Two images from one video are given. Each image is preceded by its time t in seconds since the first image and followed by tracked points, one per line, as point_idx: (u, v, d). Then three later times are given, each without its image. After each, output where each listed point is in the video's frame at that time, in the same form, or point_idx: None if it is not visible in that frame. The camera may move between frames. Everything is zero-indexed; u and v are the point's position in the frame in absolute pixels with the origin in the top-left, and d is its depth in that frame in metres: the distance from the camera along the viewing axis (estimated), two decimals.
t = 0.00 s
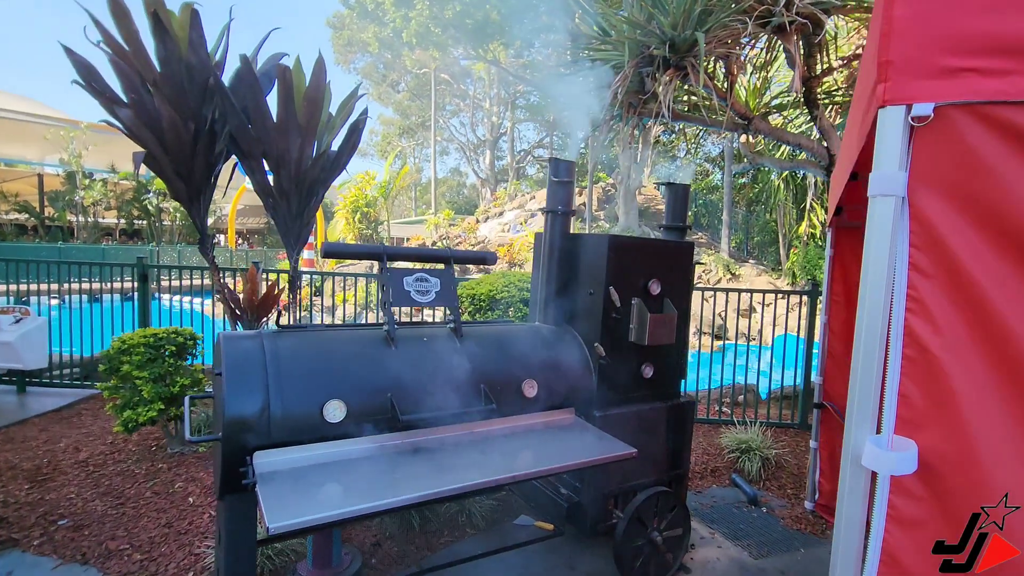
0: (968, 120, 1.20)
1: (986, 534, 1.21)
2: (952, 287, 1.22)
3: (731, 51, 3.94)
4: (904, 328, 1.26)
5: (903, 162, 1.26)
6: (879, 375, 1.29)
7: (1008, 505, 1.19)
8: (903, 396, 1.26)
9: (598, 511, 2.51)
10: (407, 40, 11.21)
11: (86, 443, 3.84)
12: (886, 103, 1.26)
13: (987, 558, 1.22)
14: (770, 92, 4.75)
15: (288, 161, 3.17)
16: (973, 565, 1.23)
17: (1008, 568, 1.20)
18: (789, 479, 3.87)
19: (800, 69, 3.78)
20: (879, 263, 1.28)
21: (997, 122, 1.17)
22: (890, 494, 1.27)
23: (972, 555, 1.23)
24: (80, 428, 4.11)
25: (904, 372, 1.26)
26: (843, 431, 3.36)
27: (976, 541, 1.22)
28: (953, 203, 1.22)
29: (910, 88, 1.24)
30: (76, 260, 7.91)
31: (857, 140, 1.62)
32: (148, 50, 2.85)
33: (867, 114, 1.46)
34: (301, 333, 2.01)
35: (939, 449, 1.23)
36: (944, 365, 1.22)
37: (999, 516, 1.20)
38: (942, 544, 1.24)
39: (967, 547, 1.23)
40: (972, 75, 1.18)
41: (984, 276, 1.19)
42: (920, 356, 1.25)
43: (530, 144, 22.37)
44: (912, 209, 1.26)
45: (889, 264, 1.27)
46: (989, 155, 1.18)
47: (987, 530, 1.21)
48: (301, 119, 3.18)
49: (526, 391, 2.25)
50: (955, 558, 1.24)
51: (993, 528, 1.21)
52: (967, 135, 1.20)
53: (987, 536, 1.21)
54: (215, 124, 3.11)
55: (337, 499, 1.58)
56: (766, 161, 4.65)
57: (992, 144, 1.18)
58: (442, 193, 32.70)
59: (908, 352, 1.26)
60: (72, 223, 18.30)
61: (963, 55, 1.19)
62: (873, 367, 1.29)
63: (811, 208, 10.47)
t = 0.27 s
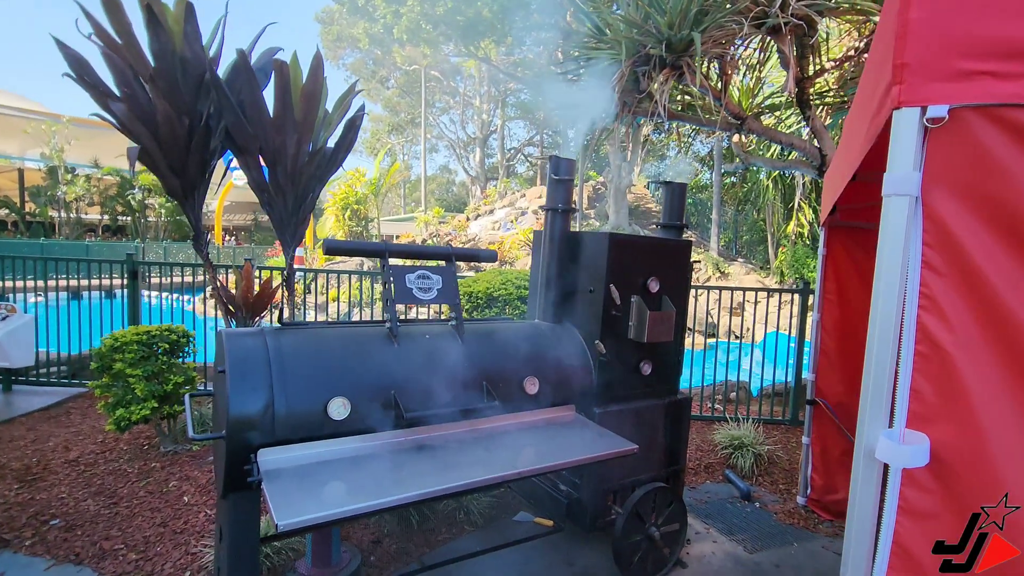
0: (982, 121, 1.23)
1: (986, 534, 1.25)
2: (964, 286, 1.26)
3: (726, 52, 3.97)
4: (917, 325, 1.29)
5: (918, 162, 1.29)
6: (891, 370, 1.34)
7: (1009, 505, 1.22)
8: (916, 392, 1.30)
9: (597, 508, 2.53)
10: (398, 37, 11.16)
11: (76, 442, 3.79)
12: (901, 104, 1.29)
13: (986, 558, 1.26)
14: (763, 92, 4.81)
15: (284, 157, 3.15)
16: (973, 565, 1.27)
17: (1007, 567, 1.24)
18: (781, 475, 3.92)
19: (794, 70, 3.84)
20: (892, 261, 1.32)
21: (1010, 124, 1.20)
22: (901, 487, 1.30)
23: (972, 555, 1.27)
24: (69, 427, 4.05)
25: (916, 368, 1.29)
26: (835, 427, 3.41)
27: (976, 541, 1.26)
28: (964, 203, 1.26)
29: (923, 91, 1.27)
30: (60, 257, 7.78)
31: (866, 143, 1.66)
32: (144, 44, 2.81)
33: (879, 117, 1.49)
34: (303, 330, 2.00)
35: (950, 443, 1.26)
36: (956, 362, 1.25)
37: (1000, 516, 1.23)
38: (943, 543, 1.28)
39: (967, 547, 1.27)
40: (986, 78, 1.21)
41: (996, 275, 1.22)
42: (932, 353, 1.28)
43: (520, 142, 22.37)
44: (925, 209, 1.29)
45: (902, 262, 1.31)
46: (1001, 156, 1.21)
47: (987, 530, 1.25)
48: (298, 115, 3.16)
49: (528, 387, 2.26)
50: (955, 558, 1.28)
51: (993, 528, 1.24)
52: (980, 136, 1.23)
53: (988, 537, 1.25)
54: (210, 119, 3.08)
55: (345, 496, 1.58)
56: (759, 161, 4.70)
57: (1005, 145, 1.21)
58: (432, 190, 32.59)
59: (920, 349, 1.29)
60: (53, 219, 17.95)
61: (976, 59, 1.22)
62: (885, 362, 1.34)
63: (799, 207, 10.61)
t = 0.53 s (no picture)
0: (981, 124, 1.25)
1: (986, 534, 1.28)
2: (963, 286, 1.28)
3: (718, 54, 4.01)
4: (916, 324, 1.32)
5: (917, 164, 1.31)
6: (890, 368, 1.36)
7: (1009, 505, 1.24)
8: (915, 390, 1.32)
9: (592, 507, 2.54)
10: (390, 35, 11.12)
11: (64, 443, 3.74)
12: (901, 108, 1.31)
13: (987, 559, 1.28)
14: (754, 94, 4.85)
15: (278, 155, 3.13)
16: (973, 565, 1.30)
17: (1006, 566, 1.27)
18: (772, 473, 3.96)
19: (785, 72, 3.88)
20: (892, 261, 1.35)
21: (1008, 128, 1.23)
22: (900, 483, 1.33)
23: (972, 555, 1.29)
24: (57, 427, 4.00)
25: (915, 367, 1.32)
26: (825, 426, 3.45)
27: (976, 541, 1.29)
28: (963, 205, 1.28)
29: (922, 94, 1.29)
30: (46, 255, 7.67)
31: (862, 146, 1.68)
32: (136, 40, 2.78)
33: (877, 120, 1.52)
34: (299, 330, 1.99)
35: (948, 441, 1.29)
36: (955, 361, 1.27)
37: (1000, 516, 1.26)
38: (943, 543, 1.30)
39: (967, 547, 1.30)
40: (985, 82, 1.23)
41: (995, 276, 1.25)
42: (931, 352, 1.30)
43: (511, 142, 22.38)
44: (925, 210, 1.31)
45: (902, 262, 1.33)
46: (999, 159, 1.23)
47: (987, 530, 1.27)
48: (292, 113, 3.14)
49: (524, 386, 2.27)
50: (955, 558, 1.31)
51: (993, 528, 1.27)
52: (978, 139, 1.25)
53: (988, 536, 1.27)
54: (203, 116, 3.04)
55: (345, 495, 1.58)
56: (750, 162, 4.74)
57: (1003, 148, 1.23)
58: (423, 190, 32.51)
59: (919, 348, 1.31)
60: (38, 217, 17.69)
61: (974, 64, 1.24)
62: (885, 360, 1.36)
63: (788, 209, 10.71)
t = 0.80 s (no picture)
0: (978, 128, 1.27)
1: (986, 534, 1.29)
2: (960, 287, 1.29)
3: (714, 55, 4.02)
4: (913, 325, 1.33)
5: (915, 167, 1.33)
6: (887, 369, 1.38)
7: (1008, 505, 1.26)
8: (911, 390, 1.33)
9: (587, 506, 2.54)
10: (385, 33, 11.07)
11: (54, 442, 3.70)
12: (899, 111, 1.33)
13: (987, 558, 1.30)
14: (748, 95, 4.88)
15: (273, 153, 3.11)
16: (973, 565, 1.31)
17: (1005, 565, 1.28)
18: (764, 472, 3.99)
19: (780, 74, 3.91)
20: (889, 263, 1.36)
21: (1004, 131, 1.24)
22: (897, 482, 1.34)
23: (972, 555, 1.31)
24: (47, 427, 3.96)
25: (912, 367, 1.33)
26: (817, 425, 3.48)
27: (976, 542, 1.30)
28: (959, 207, 1.30)
29: (920, 98, 1.31)
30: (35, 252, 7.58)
31: (860, 148, 1.70)
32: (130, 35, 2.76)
33: (874, 123, 1.53)
34: (295, 328, 1.98)
35: (944, 440, 1.30)
36: (951, 361, 1.29)
37: (1000, 516, 1.27)
38: (943, 543, 1.32)
39: (968, 547, 1.31)
40: (982, 86, 1.25)
41: (991, 277, 1.26)
42: (927, 352, 1.31)
43: (505, 141, 22.36)
44: (922, 212, 1.33)
45: (899, 264, 1.35)
46: (995, 162, 1.25)
47: (987, 530, 1.28)
48: (288, 110, 3.12)
49: (520, 386, 2.27)
50: (956, 558, 1.32)
51: (993, 528, 1.28)
52: (975, 143, 1.27)
53: (989, 536, 1.29)
54: (197, 112, 3.03)
55: (342, 494, 1.58)
56: (744, 163, 4.77)
57: (999, 151, 1.25)
58: (417, 189, 32.43)
59: (916, 349, 1.33)
60: (27, 213, 17.48)
61: (971, 68, 1.25)
62: (882, 360, 1.38)
63: (780, 209, 10.78)
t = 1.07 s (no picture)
0: (972, 128, 1.28)
1: (986, 534, 1.30)
2: (952, 287, 1.31)
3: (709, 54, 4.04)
4: (904, 324, 1.35)
5: (908, 167, 1.34)
6: (879, 367, 1.40)
7: (1009, 505, 1.27)
8: (902, 387, 1.35)
9: (581, 502, 2.56)
10: (380, 29, 11.03)
11: (47, 438, 3.69)
12: (894, 111, 1.34)
13: (987, 558, 1.30)
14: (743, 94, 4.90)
15: (268, 149, 3.11)
16: (973, 565, 1.32)
17: (1006, 565, 1.29)
18: (756, 469, 4.02)
19: (774, 73, 3.93)
20: (882, 263, 1.38)
21: (997, 132, 1.26)
22: (887, 479, 1.36)
23: (972, 555, 1.31)
24: (40, 422, 3.94)
25: (903, 365, 1.35)
26: (808, 421, 3.51)
27: (977, 542, 1.30)
28: (951, 207, 1.31)
29: (915, 99, 1.32)
30: (26, 247, 7.51)
31: (853, 149, 1.72)
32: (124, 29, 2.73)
33: (867, 124, 1.55)
34: (290, 325, 1.98)
35: (935, 437, 1.32)
36: (942, 359, 1.31)
37: (1000, 516, 1.28)
38: (943, 543, 1.33)
39: (967, 547, 1.32)
40: (975, 88, 1.26)
41: (983, 277, 1.28)
42: (918, 350, 1.33)
43: (500, 137, 22.34)
44: (915, 212, 1.35)
45: (891, 263, 1.37)
46: (988, 163, 1.27)
47: (988, 530, 1.29)
48: (283, 106, 3.11)
49: (516, 383, 2.28)
50: (955, 558, 1.33)
51: (993, 528, 1.29)
52: (968, 143, 1.29)
53: (989, 536, 1.29)
54: (191, 107, 3.00)
55: (338, 490, 1.58)
56: (738, 162, 4.79)
57: (992, 152, 1.26)
58: (412, 185, 32.35)
59: (907, 347, 1.35)
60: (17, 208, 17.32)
61: (966, 69, 1.27)
62: (873, 358, 1.40)
63: (774, 208, 10.84)
